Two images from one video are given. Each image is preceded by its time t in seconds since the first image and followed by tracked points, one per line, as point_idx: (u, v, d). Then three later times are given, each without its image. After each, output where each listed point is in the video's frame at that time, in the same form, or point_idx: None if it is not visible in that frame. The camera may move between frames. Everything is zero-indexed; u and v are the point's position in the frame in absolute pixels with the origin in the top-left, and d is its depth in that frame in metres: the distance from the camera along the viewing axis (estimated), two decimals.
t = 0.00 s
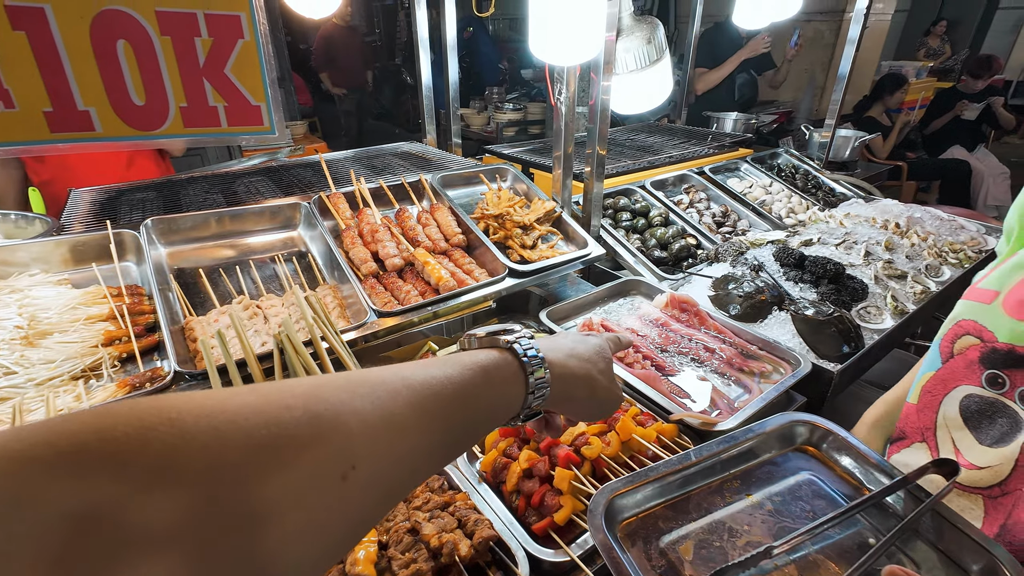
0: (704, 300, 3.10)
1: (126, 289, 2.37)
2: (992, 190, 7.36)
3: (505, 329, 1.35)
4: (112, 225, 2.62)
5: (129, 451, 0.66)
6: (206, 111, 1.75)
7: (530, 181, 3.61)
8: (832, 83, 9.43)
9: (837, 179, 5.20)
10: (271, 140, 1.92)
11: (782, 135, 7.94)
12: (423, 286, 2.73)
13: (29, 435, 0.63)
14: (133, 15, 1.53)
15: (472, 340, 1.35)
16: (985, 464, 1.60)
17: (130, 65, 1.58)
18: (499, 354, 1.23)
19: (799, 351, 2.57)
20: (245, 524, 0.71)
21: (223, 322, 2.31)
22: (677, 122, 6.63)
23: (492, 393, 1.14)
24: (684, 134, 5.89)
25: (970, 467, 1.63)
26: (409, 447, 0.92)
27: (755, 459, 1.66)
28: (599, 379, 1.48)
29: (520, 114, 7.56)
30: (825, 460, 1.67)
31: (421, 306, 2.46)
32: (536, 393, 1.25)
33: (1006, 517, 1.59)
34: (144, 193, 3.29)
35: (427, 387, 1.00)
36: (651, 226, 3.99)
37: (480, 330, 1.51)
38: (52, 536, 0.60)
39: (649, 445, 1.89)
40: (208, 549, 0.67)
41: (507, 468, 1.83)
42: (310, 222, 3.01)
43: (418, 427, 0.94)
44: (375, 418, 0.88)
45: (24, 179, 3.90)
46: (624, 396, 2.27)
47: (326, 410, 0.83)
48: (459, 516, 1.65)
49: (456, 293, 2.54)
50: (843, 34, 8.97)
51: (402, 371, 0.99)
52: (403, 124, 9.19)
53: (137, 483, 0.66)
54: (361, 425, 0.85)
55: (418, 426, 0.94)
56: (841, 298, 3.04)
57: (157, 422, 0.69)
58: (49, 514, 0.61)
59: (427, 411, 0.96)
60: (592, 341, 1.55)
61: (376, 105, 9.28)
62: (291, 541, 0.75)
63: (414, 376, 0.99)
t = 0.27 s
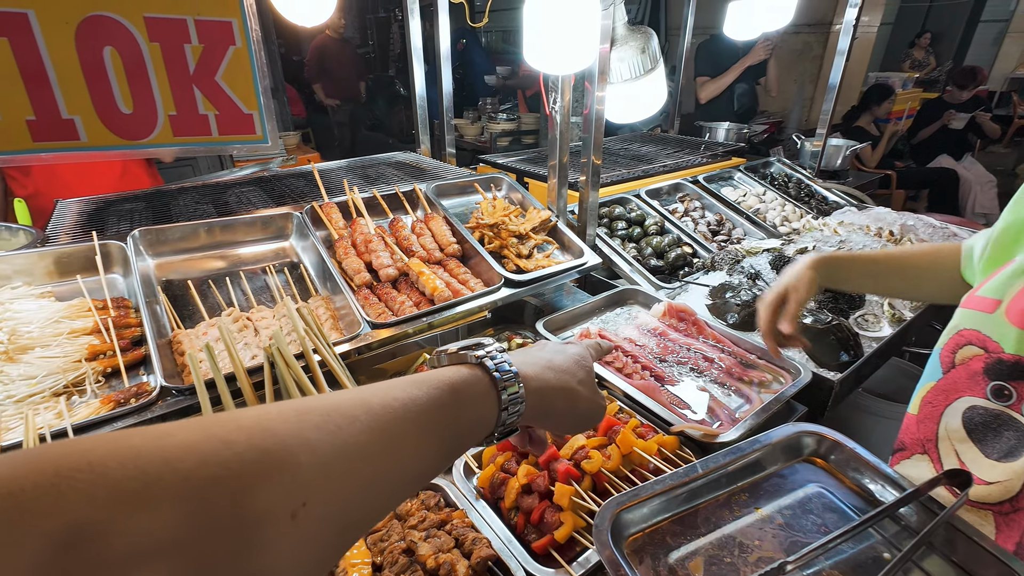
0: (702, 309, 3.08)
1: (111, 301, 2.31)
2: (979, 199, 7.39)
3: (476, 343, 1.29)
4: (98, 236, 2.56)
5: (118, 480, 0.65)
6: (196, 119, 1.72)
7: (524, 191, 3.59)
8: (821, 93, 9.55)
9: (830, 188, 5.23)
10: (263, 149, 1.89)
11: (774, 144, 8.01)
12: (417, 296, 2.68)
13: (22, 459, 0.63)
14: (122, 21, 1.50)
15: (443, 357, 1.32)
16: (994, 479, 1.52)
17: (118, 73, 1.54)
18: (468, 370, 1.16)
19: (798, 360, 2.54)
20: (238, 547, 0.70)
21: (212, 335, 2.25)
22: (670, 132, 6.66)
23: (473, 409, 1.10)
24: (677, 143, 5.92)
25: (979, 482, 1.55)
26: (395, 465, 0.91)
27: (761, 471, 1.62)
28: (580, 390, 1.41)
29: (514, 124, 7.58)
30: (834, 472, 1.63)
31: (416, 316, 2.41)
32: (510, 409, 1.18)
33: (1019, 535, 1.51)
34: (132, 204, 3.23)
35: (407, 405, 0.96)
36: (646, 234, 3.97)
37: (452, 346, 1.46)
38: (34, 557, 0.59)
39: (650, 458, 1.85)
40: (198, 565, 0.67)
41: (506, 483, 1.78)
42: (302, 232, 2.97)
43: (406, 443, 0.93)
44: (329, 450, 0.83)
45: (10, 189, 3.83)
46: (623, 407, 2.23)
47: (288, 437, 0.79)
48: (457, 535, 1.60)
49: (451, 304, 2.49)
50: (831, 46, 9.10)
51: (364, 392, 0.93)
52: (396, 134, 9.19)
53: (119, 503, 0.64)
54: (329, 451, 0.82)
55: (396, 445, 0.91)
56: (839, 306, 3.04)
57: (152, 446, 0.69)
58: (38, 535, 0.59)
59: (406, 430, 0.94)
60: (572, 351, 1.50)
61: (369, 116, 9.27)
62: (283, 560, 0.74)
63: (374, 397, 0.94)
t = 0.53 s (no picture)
0: (700, 313, 3.06)
1: (104, 307, 2.28)
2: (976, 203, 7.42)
3: (456, 342, 1.26)
4: (92, 241, 2.54)
5: (118, 487, 0.66)
6: (191, 123, 1.70)
7: (522, 195, 3.58)
8: (817, 99, 9.60)
9: (827, 192, 5.24)
10: (260, 153, 1.86)
11: (770, 149, 8.04)
12: (415, 301, 2.66)
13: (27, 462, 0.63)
14: (115, 23, 1.48)
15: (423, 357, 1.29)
16: (1007, 488, 1.52)
17: (111, 76, 1.52)
18: (448, 370, 1.12)
19: (797, 364, 2.54)
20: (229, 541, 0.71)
21: (206, 340, 2.23)
22: (666, 137, 6.68)
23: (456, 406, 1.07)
24: (674, 148, 5.93)
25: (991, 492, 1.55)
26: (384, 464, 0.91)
27: (768, 476, 1.60)
28: (556, 392, 1.39)
29: (511, 129, 7.60)
30: (841, 476, 1.61)
31: (413, 321, 2.39)
32: (489, 409, 1.13)
33: None
34: (127, 209, 3.21)
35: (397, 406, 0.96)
36: (644, 239, 3.96)
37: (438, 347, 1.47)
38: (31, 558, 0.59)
39: (650, 464, 1.83)
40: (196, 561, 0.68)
41: (504, 491, 1.75)
42: (299, 237, 2.95)
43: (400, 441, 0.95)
44: (312, 449, 0.82)
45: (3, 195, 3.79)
46: (623, 413, 2.21)
47: (271, 435, 0.79)
48: (454, 543, 1.58)
49: (449, 309, 2.47)
50: (826, 52, 9.15)
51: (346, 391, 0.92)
52: (394, 140, 9.19)
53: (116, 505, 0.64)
54: (310, 453, 0.81)
55: (379, 444, 0.90)
56: (838, 310, 3.04)
57: (152, 448, 0.70)
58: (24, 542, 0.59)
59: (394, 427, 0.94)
60: (549, 352, 1.49)
61: (366, 121, 9.28)
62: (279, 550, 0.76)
63: (355, 396, 0.92)
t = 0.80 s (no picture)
0: (698, 315, 3.06)
1: (101, 308, 2.28)
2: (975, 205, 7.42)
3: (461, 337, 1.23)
4: (89, 242, 2.54)
5: (112, 493, 0.65)
6: (187, 124, 1.70)
7: (520, 197, 3.57)
8: (815, 101, 9.61)
9: (825, 194, 5.25)
10: (256, 155, 1.86)
11: (769, 151, 8.05)
12: (412, 303, 2.66)
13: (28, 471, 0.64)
14: (110, 24, 1.49)
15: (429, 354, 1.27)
16: (1012, 501, 1.50)
17: (107, 77, 1.52)
18: (453, 367, 1.10)
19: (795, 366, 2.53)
20: (232, 538, 0.71)
21: (203, 342, 2.22)
22: (664, 139, 6.69)
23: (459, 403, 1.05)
24: (672, 150, 5.93)
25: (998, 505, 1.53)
26: (392, 457, 0.90)
27: (773, 487, 1.57)
28: (566, 384, 1.34)
29: (510, 131, 7.62)
30: (848, 482, 1.58)
31: (410, 323, 2.39)
32: (495, 405, 1.11)
33: None
34: (125, 211, 3.21)
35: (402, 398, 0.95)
36: (643, 241, 3.96)
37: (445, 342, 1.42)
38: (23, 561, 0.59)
39: (647, 466, 1.83)
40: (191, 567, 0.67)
41: (501, 493, 1.75)
42: (296, 238, 2.95)
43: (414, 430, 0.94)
44: (309, 448, 0.80)
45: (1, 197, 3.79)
46: (620, 415, 2.20)
47: (269, 435, 0.77)
48: (450, 546, 1.57)
49: (447, 310, 2.47)
50: (824, 54, 9.16)
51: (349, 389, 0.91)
52: (393, 142, 9.19)
53: (118, 513, 0.65)
54: (308, 451, 0.79)
55: (378, 444, 0.88)
56: (836, 311, 3.03)
57: (146, 452, 0.69)
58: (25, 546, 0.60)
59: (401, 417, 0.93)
60: (559, 345, 1.43)
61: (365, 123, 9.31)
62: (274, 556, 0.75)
63: (357, 393, 0.91)
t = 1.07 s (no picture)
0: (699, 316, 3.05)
1: (99, 309, 2.27)
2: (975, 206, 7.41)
3: (489, 347, 1.13)
4: (88, 244, 2.53)
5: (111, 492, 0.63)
6: (184, 124, 1.69)
7: (520, 198, 3.57)
8: (815, 102, 9.60)
9: (825, 195, 5.23)
10: (254, 155, 1.85)
11: (768, 152, 8.06)
12: (411, 303, 2.65)
13: (21, 485, 0.59)
14: (106, 23, 1.48)
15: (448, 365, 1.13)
16: (1013, 501, 1.49)
17: (104, 78, 1.52)
18: (474, 383, 1.02)
19: (796, 366, 2.54)
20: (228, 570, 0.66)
21: (201, 343, 2.21)
22: (664, 139, 6.69)
23: (476, 423, 0.98)
24: (672, 151, 5.93)
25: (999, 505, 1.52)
26: (409, 472, 0.86)
27: (775, 497, 1.55)
28: (597, 403, 1.24)
29: (510, 132, 7.63)
30: (850, 492, 1.57)
31: (409, 324, 2.38)
32: (520, 425, 1.04)
33: None
34: (124, 211, 3.20)
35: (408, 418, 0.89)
36: (642, 241, 3.96)
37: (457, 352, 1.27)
38: None
39: (647, 468, 1.82)
40: None
41: (500, 495, 1.74)
42: (295, 239, 2.94)
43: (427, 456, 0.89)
44: (317, 469, 0.75)
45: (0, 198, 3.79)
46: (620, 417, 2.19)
47: (276, 459, 0.72)
48: (449, 548, 1.57)
49: (446, 311, 2.47)
50: (824, 55, 9.15)
51: (361, 407, 0.85)
52: (392, 143, 9.19)
53: (117, 523, 0.61)
54: (317, 475, 0.74)
55: (389, 465, 0.83)
56: (836, 312, 3.03)
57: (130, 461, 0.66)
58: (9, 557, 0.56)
59: (421, 437, 0.88)
60: (589, 356, 1.32)
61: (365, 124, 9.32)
62: None
63: (371, 411, 0.85)
